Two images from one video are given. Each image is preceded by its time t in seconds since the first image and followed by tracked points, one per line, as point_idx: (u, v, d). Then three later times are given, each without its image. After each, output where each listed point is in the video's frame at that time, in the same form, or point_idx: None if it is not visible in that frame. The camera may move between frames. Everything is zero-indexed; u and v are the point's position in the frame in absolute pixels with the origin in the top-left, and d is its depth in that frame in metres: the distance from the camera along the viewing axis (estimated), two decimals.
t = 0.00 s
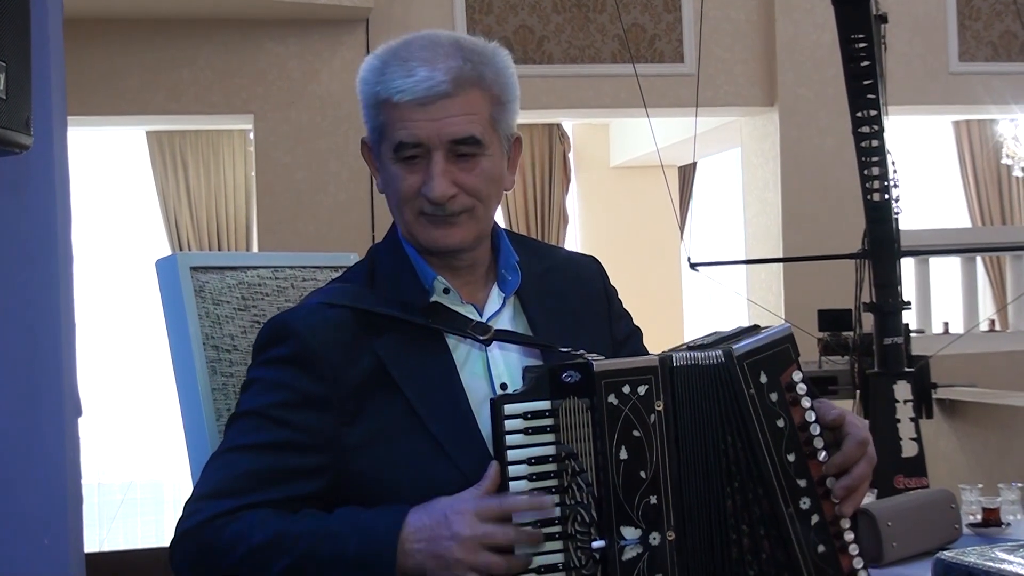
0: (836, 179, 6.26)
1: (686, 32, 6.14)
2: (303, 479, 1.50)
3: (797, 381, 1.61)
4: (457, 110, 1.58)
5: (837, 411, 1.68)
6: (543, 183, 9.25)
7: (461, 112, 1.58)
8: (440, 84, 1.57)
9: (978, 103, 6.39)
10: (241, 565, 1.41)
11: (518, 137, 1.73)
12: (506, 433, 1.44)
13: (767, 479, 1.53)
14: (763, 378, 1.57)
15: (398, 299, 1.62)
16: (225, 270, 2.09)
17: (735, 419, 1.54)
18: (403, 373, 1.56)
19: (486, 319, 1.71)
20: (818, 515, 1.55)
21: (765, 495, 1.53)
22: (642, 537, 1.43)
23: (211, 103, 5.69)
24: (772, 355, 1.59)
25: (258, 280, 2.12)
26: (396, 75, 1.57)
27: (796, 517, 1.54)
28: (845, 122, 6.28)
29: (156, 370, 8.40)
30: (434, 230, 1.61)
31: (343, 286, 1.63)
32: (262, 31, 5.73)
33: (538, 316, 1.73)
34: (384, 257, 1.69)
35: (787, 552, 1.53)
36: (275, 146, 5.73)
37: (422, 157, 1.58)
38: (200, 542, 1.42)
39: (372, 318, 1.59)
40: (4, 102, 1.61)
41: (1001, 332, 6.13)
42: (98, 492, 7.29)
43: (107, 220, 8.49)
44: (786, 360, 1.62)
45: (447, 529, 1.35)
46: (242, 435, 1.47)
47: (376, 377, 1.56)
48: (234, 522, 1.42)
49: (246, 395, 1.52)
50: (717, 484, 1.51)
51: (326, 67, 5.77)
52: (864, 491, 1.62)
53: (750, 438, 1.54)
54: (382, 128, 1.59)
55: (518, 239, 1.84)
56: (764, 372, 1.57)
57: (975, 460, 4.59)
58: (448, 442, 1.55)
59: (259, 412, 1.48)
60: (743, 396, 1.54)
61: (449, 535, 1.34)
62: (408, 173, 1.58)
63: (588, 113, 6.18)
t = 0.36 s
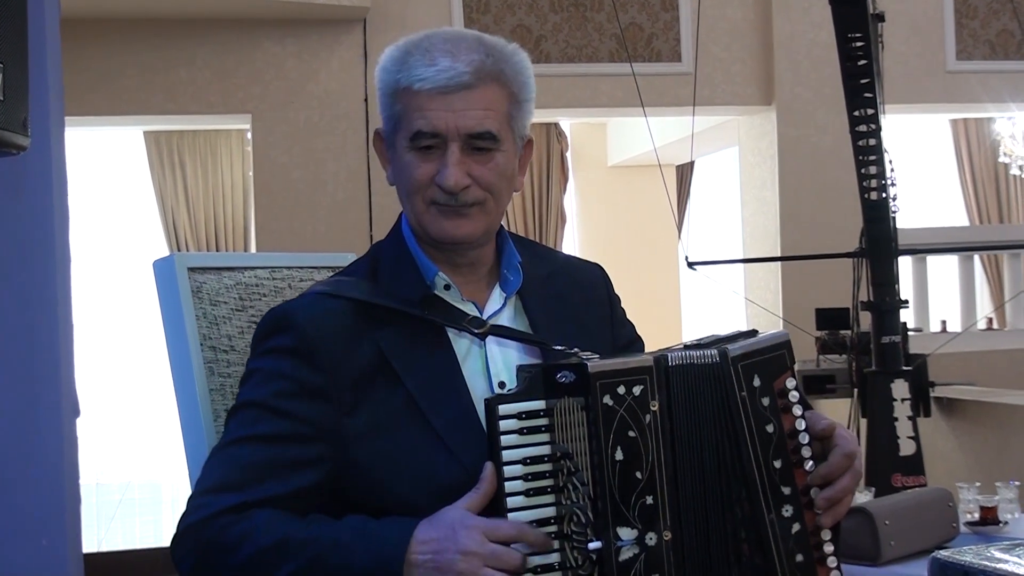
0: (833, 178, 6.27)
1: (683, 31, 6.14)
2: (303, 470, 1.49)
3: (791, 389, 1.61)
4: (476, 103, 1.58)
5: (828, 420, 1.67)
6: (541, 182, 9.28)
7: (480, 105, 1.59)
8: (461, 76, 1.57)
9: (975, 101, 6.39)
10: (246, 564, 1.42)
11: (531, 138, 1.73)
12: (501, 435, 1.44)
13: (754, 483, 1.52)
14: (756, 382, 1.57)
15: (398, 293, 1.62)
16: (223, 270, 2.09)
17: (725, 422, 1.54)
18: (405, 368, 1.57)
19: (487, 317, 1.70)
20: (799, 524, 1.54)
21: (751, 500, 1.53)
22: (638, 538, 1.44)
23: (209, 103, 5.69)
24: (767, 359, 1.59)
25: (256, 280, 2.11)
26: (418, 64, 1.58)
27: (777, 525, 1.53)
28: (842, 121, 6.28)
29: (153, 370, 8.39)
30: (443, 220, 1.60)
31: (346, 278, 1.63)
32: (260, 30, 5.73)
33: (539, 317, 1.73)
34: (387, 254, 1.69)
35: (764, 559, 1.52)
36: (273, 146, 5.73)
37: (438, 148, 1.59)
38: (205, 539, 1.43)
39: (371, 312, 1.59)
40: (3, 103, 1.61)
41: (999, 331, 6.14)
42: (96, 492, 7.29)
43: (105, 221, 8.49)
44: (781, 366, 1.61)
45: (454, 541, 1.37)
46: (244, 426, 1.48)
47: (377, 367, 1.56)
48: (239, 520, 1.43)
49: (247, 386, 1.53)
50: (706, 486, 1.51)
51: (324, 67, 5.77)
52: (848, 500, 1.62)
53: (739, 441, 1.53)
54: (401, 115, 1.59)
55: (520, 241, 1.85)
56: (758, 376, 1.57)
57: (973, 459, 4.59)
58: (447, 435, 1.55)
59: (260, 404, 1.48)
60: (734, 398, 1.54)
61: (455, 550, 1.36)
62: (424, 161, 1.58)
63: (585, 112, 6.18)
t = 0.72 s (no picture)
0: (831, 179, 6.27)
1: (680, 33, 6.16)
2: (307, 476, 1.48)
3: (787, 397, 1.62)
4: (468, 105, 1.58)
5: (822, 429, 1.68)
6: (539, 184, 9.30)
7: (471, 107, 1.59)
8: (451, 79, 1.58)
9: (973, 103, 6.40)
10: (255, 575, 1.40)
11: (524, 137, 1.73)
12: (503, 438, 1.43)
13: (748, 489, 1.54)
14: (754, 389, 1.58)
15: (399, 296, 1.62)
16: (220, 274, 2.09)
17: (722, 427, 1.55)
18: (407, 370, 1.57)
19: (488, 319, 1.71)
20: (791, 532, 1.56)
21: (744, 505, 1.53)
22: (639, 542, 1.45)
23: (207, 105, 5.68)
24: (766, 366, 1.61)
25: (253, 284, 2.11)
26: (408, 69, 1.58)
27: (771, 532, 1.54)
28: (839, 123, 6.29)
29: (150, 373, 8.39)
30: (442, 222, 1.60)
31: (347, 283, 1.63)
32: (258, 33, 5.73)
33: (539, 320, 1.73)
34: (387, 257, 1.69)
35: (756, 564, 1.53)
36: (271, 148, 5.73)
37: (433, 151, 1.59)
38: (220, 549, 1.42)
39: (373, 315, 1.59)
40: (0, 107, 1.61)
41: (996, 333, 6.14)
42: (94, 494, 7.29)
43: (103, 224, 8.48)
44: (778, 375, 1.63)
45: (460, 546, 1.36)
46: (248, 434, 1.47)
47: (379, 371, 1.56)
48: (249, 531, 1.41)
49: (250, 393, 1.52)
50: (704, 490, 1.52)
51: (322, 69, 5.77)
52: (841, 511, 1.62)
53: (734, 447, 1.55)
54: (394, 121, 1.59)
55: (520, 241, 1.84)
56: (755, 383, 1.58)
57: (971, 460, 4.60)
58: (448, 438, 1.56)
59: (264, 409, 1.48)
60: (733, 404, 1.56)
61: (462, 554, 1.35)
62: (420, 166, 1.58)
63: (583, 115, 6.19)
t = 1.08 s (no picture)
0: (832, 184, 6.27)
1: (682, 38, 6.16)
2: (309, 480, 1.49)
3: (783, 409, 1.61)
4: (476, 111, 1.59)
5: (817, 443, 1.68)
6: (541, 189, 9.30)
7: (479, 113, 1.59)
8: (459, 85, 1.58)
9: (975, 109, 6.40)
10: None
11: (530, 144, 1.73)
12: (502, 444, 1.45)
13: (741, 497, 1.53)
14: (750, 398, 1.58)
15: (401, 303, 1.62)
16: (221, 280, 2.09)
17: (719, 436, 1.55)
18: (407, 375, 1.57)
19: (491, 326, 1.71)
20: (781, 543, 1.56)
21: (737, 514, 1.53)
22: (637, 548, 1.45)
23: (209, 111, 5.70)
24: (764, 377, 1.61)
25: (255, 290, 2.11)
26: (416, 76, 1.58)
27: (762, 542, 1.54)
28: (841, 129, 6.29)
29: (151, 377, 8.39)
30: (447, 228, 1.61)
31: (349, 289, 1.63)
32: (260, 38, 5.74)
33: (540, 327, 1.73)
34: (390, 264, 1.69)
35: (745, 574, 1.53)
36: (273, 154, 5.74)
37: (439, 158, 1.59)
38: (221, 551, 1.43)
39: (375, 320, 1.59)
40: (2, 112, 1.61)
41: (998, 338, 6.14)
42: (96, 499, 7.30)
43: (104, 229, 8.49)
44: (774, 386, 1.62)
45: (455, 552, 1.37)
46: (249, 438, 1.48)
47: (381, 377, 1.56)
48: (249, 537, 1.42)
49: (252, 397, 1.52)
50: (700, 499, 1.52)
51: (323, 75, 5.78)
52: (831, 525, 1.62)
53: (730, 455, 1.55)
54: (400, 127, 1.60)
55: (521, 248, 1.84)
56: (751, 393, 1.58)
57: (972, 466, 4.60)
58: (449, 442, 1.56)
59: (264, 413, 1.48)
60: (728, 413, 1.56)
61: (458, 560, 1.36)
62: (426, 173, 1.59)
63: (584, 120, 6.19)
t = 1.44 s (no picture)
0: (832, 190, 6.27)
1: (683, 44, 6.17)
2: (309, 478, 1.49)
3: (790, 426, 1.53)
4: (483, 115, 1.59)
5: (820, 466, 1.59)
6: (542, 194, 9.31)
7: (486, 116, 1.60)
8: (467, 89, 1.59)
9: (976, 114, 6.41)
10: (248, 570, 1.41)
11: (535, 151, 1.73)
12: (512, 446, 1.47)
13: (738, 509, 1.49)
14: (756, 412, 1.52)
15: (408, 306, 1.63)
16: (223, 286, 2.10)
17: (721, 446, 1.51)
18: (413, 378, 1.57)
19: (495, 332, 1.71)
20: (773, 560, 1.49)
21: (733, 525, 1.49)
22: (643, 552, 1.46)
23: (210, 116, 5.71)
24: (773, 391, 1.53)
25: (256, 295, 2.12)
26: (424, 78, 1.59)
27: (753, 556, 1.49)
28: (842, 135, 6.29)
29: (150, 383, 8.38)
30: (453, 230, 1.61)
31: (356, 291, 1.64)
32: (262, 44, 5.75)
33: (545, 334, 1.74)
34: (395, 266, 1.70)
35: None
36: (275, 159, 5.75)
37: (446, 160, 1.60)
38: (214, 545, 1.43)
39: (380, 323, 1.59)
40: (4, 118, 1.62)
41: (999, 344, 6.14)
42: (97, 504, 7.31)
43: (106, 234, 8.50)
44: (784, 403, 1.54)
45: (459, 537, 1.38)
46: (251, 434, 1.48)
47: (385, 380, 1.57)
48: (245, 525, 1.43)
49: (255, 394, 1.53)
50: (700, 507, 1.49)
51: (325, 80, 5.79)
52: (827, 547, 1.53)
53: (731, 466, 1.51)
54: (408, 129, 1.60)
55: (526, 256, 1.85)
56: (758, 406, 1.52)
57: (972, 472, 4.60)
58: (450, 443, 1.56)
59: (267, 410, 1.49)
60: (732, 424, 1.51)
61: (461, 544, 1.37)
62: (433, 175, 1.59)
63: (585, 125, 6.20)
